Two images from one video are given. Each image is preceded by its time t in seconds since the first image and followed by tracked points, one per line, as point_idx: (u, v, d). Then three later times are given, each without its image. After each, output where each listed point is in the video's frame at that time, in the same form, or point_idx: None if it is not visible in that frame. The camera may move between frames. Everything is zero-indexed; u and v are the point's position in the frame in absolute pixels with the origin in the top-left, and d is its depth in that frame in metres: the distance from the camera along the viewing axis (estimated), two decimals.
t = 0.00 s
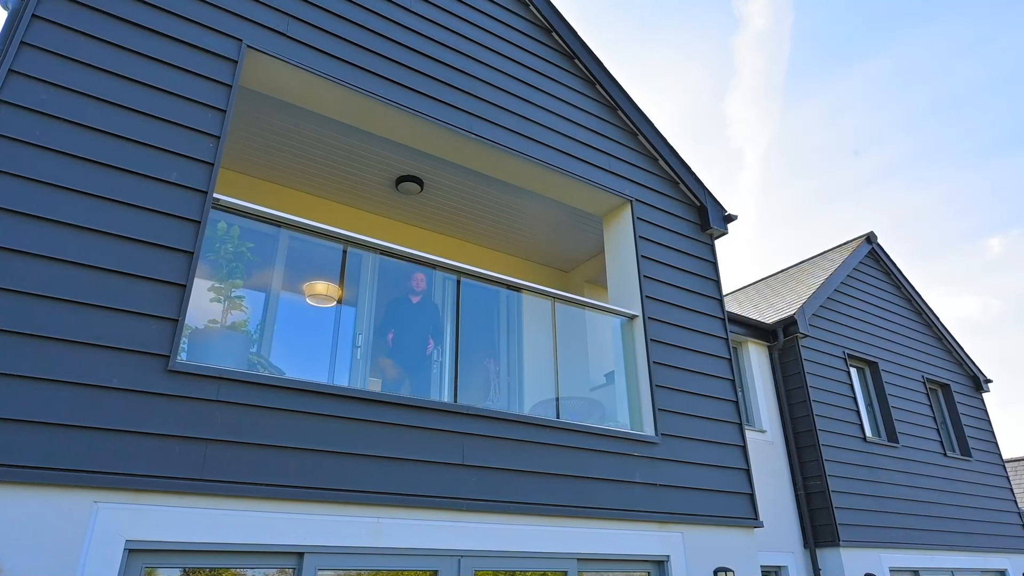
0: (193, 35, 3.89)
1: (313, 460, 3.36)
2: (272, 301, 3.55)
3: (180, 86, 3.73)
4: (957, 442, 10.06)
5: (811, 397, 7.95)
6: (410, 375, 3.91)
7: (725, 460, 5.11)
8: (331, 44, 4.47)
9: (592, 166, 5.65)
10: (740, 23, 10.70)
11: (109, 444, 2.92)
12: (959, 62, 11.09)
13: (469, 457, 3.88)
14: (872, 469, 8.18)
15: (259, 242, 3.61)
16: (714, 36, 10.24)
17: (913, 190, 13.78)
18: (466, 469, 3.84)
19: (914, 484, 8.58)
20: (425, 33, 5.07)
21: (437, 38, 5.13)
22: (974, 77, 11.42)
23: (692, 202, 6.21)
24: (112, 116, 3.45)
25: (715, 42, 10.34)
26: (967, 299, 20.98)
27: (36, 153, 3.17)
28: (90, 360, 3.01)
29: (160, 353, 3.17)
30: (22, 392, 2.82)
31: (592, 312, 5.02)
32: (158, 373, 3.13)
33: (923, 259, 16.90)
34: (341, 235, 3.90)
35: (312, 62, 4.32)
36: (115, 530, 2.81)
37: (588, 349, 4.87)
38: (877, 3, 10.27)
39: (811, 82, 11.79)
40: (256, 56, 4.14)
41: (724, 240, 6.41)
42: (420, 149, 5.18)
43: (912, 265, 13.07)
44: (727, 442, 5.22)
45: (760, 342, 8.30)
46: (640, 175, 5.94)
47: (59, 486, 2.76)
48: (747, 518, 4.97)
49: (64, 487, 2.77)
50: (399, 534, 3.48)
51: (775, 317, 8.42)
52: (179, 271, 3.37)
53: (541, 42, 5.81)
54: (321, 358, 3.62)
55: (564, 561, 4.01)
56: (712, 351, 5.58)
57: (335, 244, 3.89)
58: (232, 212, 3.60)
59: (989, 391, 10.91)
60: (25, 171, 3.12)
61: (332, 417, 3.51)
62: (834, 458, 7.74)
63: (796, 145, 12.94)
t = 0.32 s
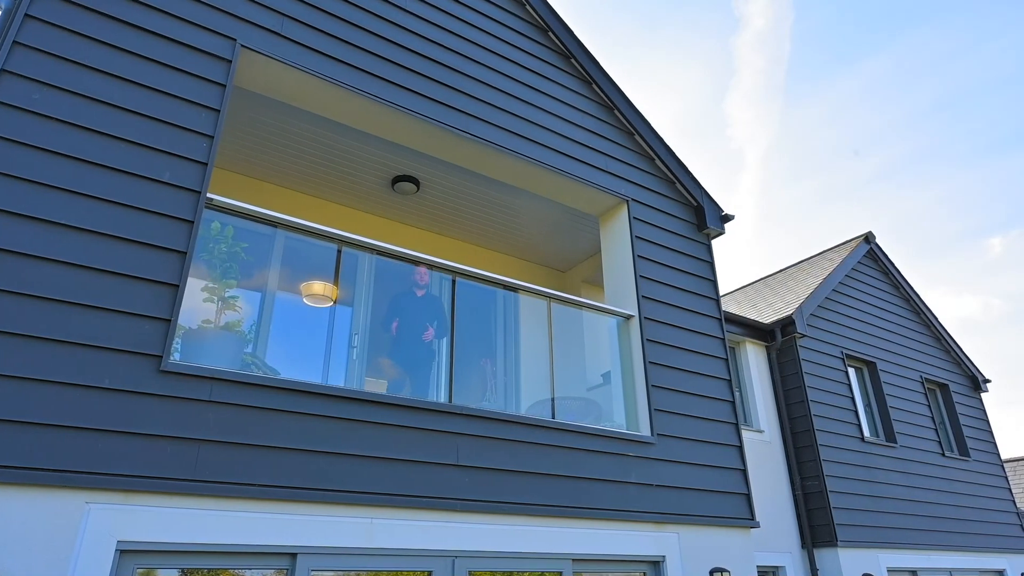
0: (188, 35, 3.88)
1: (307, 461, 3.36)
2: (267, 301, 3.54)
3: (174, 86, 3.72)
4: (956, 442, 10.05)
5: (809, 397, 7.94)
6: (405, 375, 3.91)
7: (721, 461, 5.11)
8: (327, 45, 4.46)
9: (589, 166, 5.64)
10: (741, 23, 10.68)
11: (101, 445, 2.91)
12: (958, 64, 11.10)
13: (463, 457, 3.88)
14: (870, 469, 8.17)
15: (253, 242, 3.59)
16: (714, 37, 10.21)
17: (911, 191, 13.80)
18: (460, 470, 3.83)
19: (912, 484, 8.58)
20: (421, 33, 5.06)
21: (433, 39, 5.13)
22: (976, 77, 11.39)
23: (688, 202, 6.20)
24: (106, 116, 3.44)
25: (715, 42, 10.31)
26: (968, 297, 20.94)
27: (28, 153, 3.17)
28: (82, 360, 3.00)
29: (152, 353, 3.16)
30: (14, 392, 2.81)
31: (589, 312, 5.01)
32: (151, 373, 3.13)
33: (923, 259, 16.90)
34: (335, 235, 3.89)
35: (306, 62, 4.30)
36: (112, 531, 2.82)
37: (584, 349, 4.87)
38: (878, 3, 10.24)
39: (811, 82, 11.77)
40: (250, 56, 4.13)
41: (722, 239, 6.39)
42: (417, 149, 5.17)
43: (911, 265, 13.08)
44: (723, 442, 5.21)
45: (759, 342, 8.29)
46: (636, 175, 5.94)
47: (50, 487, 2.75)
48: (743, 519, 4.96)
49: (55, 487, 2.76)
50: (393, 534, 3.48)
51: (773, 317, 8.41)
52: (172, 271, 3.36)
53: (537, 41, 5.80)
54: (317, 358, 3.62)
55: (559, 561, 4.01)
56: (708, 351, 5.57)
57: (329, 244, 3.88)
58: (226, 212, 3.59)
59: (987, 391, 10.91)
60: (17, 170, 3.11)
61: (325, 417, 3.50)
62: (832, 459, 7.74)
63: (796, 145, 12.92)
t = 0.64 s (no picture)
0: (181, 36, 3.88)
1: (299, 461, 3.36)
2: (263, 301, 3.54)
3: (167, 86, 3.72)
4: (955, 443, 10.04)
5: (806, 397, 7.94)
6: (401, 376, 3.90)
7: (717, 461, 5.10)
8: (322, 45, 4.46)
9: (585, 166, 5.64)
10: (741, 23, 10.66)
11: (92, 445, 2.91)
12: (956, 65, 11.13)
13: (457, 458, 3.87)
14: (867, 469, 8.17)
15: (248, 242, 3.60)
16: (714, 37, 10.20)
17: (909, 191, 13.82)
18: (454, 470, 3.82)
19: (910, 484, 8.58)
20: (417, 33, 5.06)
21: (428, 39, 5.12)
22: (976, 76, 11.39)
23: (684, 202, 6.19)
24: (99, 116, 3.44)
25: (715, 41, 10.29)
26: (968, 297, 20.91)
27: (21, 153, 3.17)
28: (74, 361, 3.00)
29: (145, 353, 3.16)
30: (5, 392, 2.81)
31: (584, 312, 5.00)
32: (142, 374, 3.12)
33: (921, 259, 16.92)
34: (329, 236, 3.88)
35: (300, 62, 4.30)
36: (107, 531, 2.82)
37: (580, 349, 4.86)
38: (878, 3, 10.24)
39: (811, 81, 11.76)
40: (245, 56, 4.13)
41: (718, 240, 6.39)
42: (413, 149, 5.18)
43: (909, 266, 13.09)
44: (718, 442, 5.21)
45: (756, 342, 8.29)
46: (632, 176, 5.93)
47: (42, 488, 2.75)
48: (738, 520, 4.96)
49: (46, 488, 2.76)
50: (387, 535, 3.47)
51: (771, 317, 8.41)
52: (164, 271, 3.36)
53: (532, 42, 5.80)
54: (313, 358, 3.62)
55: (554, 562, 4.00)
56: (704, 351, 5.57)
57: (323, 244, 3.87)
58: (219, 213, 3.59)
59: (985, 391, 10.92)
60: (9, 171, 3.10)
61: (318, 417, 3.50)
62: (829, 459, 7.74)
63: (795, 145, 12.90)
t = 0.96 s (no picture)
0: (174, 35, 3.88)
1: (291, 462, 3.35)
2: (258, 301, 3.54)
3: (159, 86, 3.72)
4: (952, 443, 10.04)
5: (803, 397, 7.94)
6: (396, 376, 3.91)
7: (712, 461, 5.11)
8: (316, 44, 4.45)
9: (581, 166, 5.64)
10: (741, 23, 10.64)
11: (82, 445, 2.91)
12: (955, 65, 11.14)
13: (451, 458, 3.87)
14: (864, 469, 8.17)
15: (240, 242, 3.60)
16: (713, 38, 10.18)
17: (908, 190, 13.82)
18: (447, 470, 3.82)
19: (907, 484, 8.58)
20: (411, 33, 5.05)
21: (423, 39, 5.11)
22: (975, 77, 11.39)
23: (680, 202, 6.19)
24: (91, 116, 3.44)
25: (714, 42, 10.28)
26: (968, 297, 20.88)
27: (12, 152, 3.17)
28: (63, 361, 2.99)
29: (136, 353, 3.16)
30: None
31: (579, 311, 5.01)
32: (134, 373, 3.12)
33: (920, 259, 16.92)
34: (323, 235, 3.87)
35: (294, 62, 4.30)
36: (103, 531, 2.83)
37: (576, 349, 4.86)
38: (877, 4, 10.26)
39: (810, 81, 11.76)
40: (239, 56, 4.13)
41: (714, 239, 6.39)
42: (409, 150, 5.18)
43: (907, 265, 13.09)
44: (714, 442, 5.21)
45: (753, 342, 8.29)
46: (628, 176, 5.93)
47: (32, 488, 2.74)
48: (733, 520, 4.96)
49: (36, 488, 2.75)
50: (379, 535, 3.47)
51: (768, 317, 8.41)
52: (156, 271, 3.35)
53: (528, 42, 5.80)
54: (308, 358, 3.62)
55: (547, 562, 4.00)
56: (699, 351, 5.56)
57: (317, 243, 3.87)
58: (212, 212, 3.58)
59: (983, 391, 10.92)
60: None
61: (311, 417, 3.50)
62: (826, 459, 7.74)
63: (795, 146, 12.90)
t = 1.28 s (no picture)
0: (166, 35, 3.88)
1: (282, 462, 3.35)
2: (251, 301, 3.55)
3: (151, 85, 3.72)
4: (949, 443, 10.04)
5: (799, 398, 7.93)
6: (391, 375, 3.91)
7: (706, 461, 5.10)
8: (308, 44, 4.45)
9: (576, 167, 5.65)
10: (741, 24, 10.65)
11: (72, 446, 2.91)
12: (952, 66, 11.19)
13: (443, 458, 3.87)
14: (861, 469, 8.17)
15: (233, 243, 3.59)
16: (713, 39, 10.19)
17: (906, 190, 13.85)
18: (439, 470, 3.82)
19: (904, 484, 8.59)
20: (404, 33, 5.05)
21: (416, 39, 5.11)
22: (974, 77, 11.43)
23: (675, 202, 6.19)
24: (82, 116, 3.44)
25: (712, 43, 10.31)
26: (968, 297, 20.89)
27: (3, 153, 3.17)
28: (53, 360, 2.99)
29: (127, 353, 3.16)
30: None
31: (574, 312, 5.00)
32: (124, 373, 3.12)
33: (918, 260, 16.94)
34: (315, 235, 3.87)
35: (287, 62, 4.30)
36: (95, 531, 2.83)
37: (570, 349, 4.86)
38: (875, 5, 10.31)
39: (809, 83, 11.78)
40: (232, 57, 4.13)
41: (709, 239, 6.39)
42: (403, 150, 5.18)
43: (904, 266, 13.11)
44: (708, 442, 5.21)
45: (750, 342, 8.29)
46: (623, 176, 5.93)
47: (21, 488, 2.75)
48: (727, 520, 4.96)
49: (25, 488, 2.75)
50: (371, 535, 3.47)
51: (764, 317, 8.41)
52: (147, 272, 3.35)
53: (522, 41, 5.79)
54: (301, 358, 3.62)
55: (540, 562, 4.00)
56: (694, 351, 5.56)
57: (310, 243, 3.86)
58: (204, 212, 3.58)
59: (980, 391, 10.93)
60: None
61: (303, 417, 3.50)
62: (822, 459, 7.74)
63: (794, 146, 12.93)
